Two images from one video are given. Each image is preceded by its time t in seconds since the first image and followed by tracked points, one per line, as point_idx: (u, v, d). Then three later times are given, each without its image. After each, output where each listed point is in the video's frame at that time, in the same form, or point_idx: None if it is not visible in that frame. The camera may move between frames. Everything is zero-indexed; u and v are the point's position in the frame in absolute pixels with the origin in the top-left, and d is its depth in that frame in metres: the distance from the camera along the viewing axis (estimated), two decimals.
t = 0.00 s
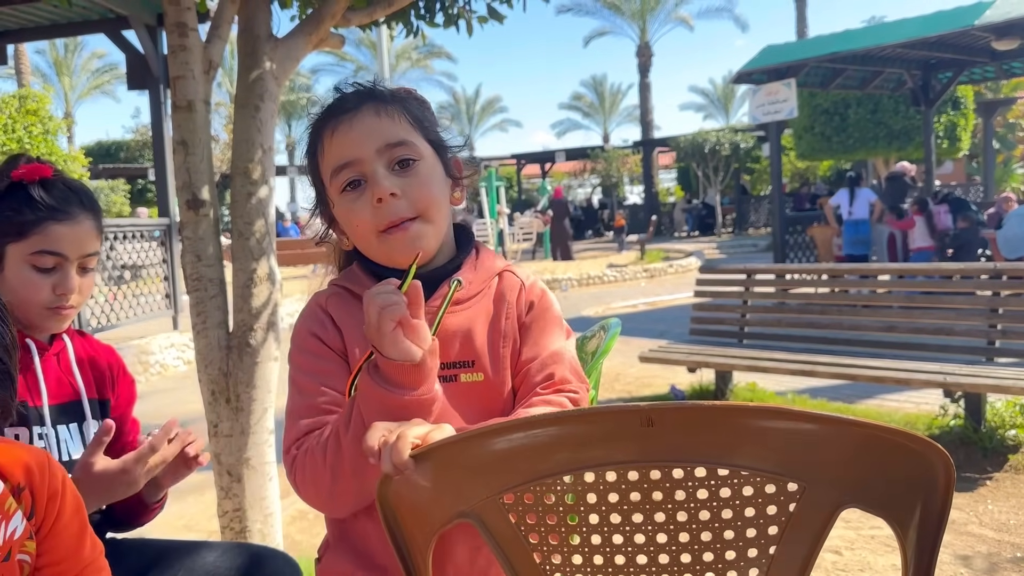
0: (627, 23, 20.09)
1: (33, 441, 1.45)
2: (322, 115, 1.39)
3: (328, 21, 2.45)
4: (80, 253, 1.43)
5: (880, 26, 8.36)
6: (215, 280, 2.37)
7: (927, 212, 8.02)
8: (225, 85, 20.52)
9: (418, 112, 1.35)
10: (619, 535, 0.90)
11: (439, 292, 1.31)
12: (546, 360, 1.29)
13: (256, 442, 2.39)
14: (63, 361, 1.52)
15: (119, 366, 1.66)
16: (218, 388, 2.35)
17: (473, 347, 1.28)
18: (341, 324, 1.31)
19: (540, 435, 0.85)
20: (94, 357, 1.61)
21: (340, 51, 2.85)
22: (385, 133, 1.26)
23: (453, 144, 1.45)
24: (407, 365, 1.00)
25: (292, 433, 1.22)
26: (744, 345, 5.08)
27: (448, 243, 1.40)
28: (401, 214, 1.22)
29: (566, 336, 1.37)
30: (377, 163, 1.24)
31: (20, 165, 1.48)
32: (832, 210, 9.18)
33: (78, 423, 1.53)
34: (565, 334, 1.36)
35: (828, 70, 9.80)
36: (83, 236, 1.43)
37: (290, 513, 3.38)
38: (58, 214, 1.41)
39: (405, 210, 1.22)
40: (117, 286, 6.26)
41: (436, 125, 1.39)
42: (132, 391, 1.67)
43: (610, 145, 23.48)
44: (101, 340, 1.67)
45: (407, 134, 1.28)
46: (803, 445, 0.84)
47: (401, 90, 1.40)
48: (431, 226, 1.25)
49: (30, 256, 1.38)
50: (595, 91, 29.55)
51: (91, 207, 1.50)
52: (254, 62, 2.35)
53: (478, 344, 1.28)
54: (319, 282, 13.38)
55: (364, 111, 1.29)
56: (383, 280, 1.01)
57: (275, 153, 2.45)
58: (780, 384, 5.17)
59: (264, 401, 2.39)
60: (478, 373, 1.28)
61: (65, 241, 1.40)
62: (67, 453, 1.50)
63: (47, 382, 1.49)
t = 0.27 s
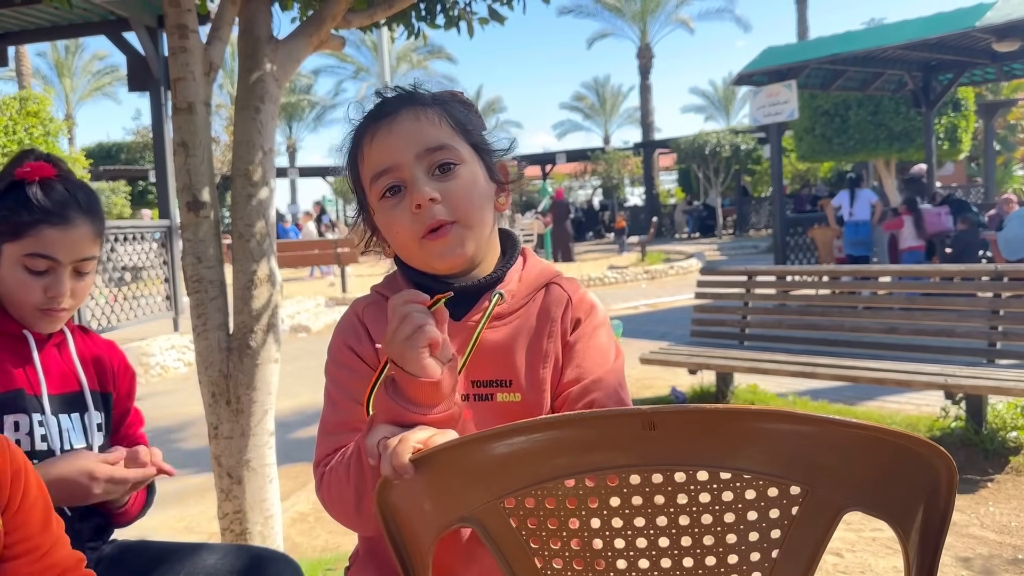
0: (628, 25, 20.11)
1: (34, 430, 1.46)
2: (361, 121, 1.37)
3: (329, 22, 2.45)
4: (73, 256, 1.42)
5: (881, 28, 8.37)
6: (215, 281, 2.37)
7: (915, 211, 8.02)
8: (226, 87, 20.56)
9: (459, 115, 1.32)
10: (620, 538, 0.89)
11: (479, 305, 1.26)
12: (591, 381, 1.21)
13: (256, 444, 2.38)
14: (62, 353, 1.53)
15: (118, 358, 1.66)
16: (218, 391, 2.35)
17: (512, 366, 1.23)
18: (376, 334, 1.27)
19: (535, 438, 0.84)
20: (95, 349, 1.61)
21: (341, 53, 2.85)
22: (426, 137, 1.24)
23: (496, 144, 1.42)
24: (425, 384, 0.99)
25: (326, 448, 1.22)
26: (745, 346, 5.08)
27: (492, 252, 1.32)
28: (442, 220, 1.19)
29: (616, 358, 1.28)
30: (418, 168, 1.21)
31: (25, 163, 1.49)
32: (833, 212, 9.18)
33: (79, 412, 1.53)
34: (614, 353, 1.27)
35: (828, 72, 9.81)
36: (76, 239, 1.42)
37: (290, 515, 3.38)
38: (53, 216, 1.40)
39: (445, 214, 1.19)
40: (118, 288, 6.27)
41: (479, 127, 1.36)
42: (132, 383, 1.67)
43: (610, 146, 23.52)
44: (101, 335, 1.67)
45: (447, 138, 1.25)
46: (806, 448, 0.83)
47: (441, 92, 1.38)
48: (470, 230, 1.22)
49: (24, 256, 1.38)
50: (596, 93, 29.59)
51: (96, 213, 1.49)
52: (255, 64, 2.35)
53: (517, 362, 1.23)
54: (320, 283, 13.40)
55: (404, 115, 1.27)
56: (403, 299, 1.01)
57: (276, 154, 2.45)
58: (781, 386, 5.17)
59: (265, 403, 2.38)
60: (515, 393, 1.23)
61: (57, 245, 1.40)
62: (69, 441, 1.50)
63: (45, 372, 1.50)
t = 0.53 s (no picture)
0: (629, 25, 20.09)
1: (26, 418, 1.45)
2: (402, 107, 1.37)
3: (329, 22, 2.44)
4: (61, 265, 1.42)
5: (882, 28, 8.36)
6: (216, 281, 2.36)
7: (915, 211, 8.00)
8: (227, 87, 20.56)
9: (500, 109, 1.31)
10: (621, 535, 0.89)
11: (499, 305, 1.27)
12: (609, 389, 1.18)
13: (257, 444, 2.38)
14: (65, 346, 1.55)
15: (129, 349, 1.67)
16: (219, 390, 2.35)
17: (528, 368, 1.22)
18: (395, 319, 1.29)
19: (536, 435, 0.84)
20: (104, 340, 1.62)
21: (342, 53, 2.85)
22: (464, 131, 1.23)
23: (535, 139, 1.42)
24: (466, 340, 1.02)
25: (344, 432, 1.20)
26: (746, 346, 5.07)
27: (523, 244, 1.33)
28: (473, 216, 1.20)
29: (637, 367, 1.25)
30: (453, 162, 1.21)
31: (34, 166, 1.52)
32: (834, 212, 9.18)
33: (81, 401, 1.54)
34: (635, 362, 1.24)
35: (829, 72, 9.80)
36: (64, 246, 1.41)
37: (291, 515, 3.38)
38: (44, 223, 1.40)
39: (476, 211, 1.20)
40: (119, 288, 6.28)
41: (518, 122, 1.35)
42: (141, 372, 1.68)
43: (611, 147, 23.53)
44: (113, 326, 1.68)
45: (487, 133, 1.24)
46: (809, 445, 0.83)
47: (483, 84, 1.37)
48: (499, 229, 1.23)
49: (15, 261, 1.39)
50: (596, 93, 29.59)
51: (94, 222, 1.49)
52: (255, 63, 2.35)
53: (533, 363, 1.22)
54: (320, 283, 13.41)
55: (445, 106, 1.27)
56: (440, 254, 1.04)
57: (277, 154, 2.44)
58: (782, 386, 5.16)
59: (266, 402, 2.38)
60: (529, 397, 1.22)
61: (45, 253, 1.40)
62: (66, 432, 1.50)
63: (45, 364, 1.51)
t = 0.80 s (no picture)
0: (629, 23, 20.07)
1: (24, 416, 1.44)
2: (423, 101, 1.37)
3: (330, 20, 2.44)
4: (60, 270, 1.42)
5: (884, 26, 8.34)
6: (218, 279, 2.37)
7: (918, 210, 7.98)
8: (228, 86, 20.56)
9: (522, 106, 1.31)
10: (624, 530, 0.89)
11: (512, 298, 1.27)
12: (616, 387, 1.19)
13: (259, 442, 2.38)
14: (69, 344, 1.55)
15: (136, 344, 1.68)
16: (221, 388, 2.35)
17: (536, 362, 1.21)
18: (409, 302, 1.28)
19: (538, 429, 0.84)
20: (110, 337, 1.64)
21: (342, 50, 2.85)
22: (486, 124, 1.23)
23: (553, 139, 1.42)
24: (493, 299, 1.04)
25: (356, 408, 1.19)
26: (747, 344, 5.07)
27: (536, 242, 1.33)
28: (491, 208, 1.19)
29: (641, 372, 1.25)
30: (472, 155, 1.21)
31: (34, 169, 1.52)
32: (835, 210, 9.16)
33: (84, 398, 1.53)
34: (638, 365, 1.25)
35: (830, 70, 9.78)
36: (63, 249, 1.40)
37: (293, 514, 3.38)
38: (41, 229, 1.39)
39: (494, 204, 1.18)
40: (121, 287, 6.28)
41: (538, 119, 1.36)
42: (150, 365, 1.70)
43: (612, 145, 23.53)
44: (122, 322, 1.70)
45: (507, 128, 1.24)
46: (812, 440, 0.83)
47: (505, 82, 1.38)
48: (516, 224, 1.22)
49: (15, 265, 1.39)
50: (597, 92, 29.57)
51: (94, 226, 1.48)
52: (256, 61, 2.35)
53: (540, 357, 1.21)
54: (321, 282, 13.41)
55: (468, 99, 1.27)
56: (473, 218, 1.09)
57: (277, 152, 2.45)
58: (784, 384, 5.16)
59: (267, 401, 2.39)
60: (535, 391, 1.21)
61: (42, 258, 1.39)
62: (67, 428, 1.49)
63: (47, 364, 1.51)
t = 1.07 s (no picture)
0: (631, 21, 20.03)
1: (21, 409, 1.46)
2: (425, 98, 1.37)
3: (330, 18, 2.44)
4: (57, 261, 1.42)
5: (886, 23, 8.32)
6: (219, 277, 2.37)
7: (921, 207, 7.97)
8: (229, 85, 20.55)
9: (523, 102, 1.31)
10: (623, 526, 0.89)
11: (514, 298, 1.27)
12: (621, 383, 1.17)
13: (261, 439, 2.39)
14: (67, 337, 1.57)
15: (136, 335, 1.69)
16: (222, 386, 2.35)
17: (538, 364, 1.21)
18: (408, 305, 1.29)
19: (536, 424, 0.84)
20: (109, 330, 1.64)
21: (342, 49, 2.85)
22: (485, 120, 1.23)
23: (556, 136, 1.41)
24: (488, 302, 1.04)
25: (359, 415, 1.19)
26: (749, 342, 5.06)
27: (539, 239, 1.33)
28: (490, 204, 1.19)
29: (650, 367, 1.23)
30: (471, 150, 1.21)
31: (29, 163, 1.53)
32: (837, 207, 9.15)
33: (82, 391, 1.54)
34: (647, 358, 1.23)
35: (832, 67, 9.77)
36: (58, 242, 1.41)
37: (294, 511, 3.39)
38: (38, 221, 1.40)
39: (493, 199, 1.19)
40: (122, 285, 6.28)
41: (541, 116, 1.36)
42: (150, 357, 1.70)
43: (613, 143, 23.51)
44: (123, 315, 1.70)
45: (507, 124, 1.24)
46: (812, 435, 0.83)
47: (507, 78, 1.38)
48: (515, 221, 1.21)
49: (13, 257, 1.40)
50: (598, 90, 29.53)
51: (90, 217, 1.48)
52: (257, 59, 2.35)
53: (543, 358, 1.21)
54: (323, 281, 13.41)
55: (468, 96, 1.27)
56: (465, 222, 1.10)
57: (278, 150, 2.45)
58: (785, 382, 5.15)
59: (269, 399, 2.39)
60: (539, 393, 1.21)
61: (38, 249, 1.40)
62: (64, 421, 1.50)
63: (45, 358, 1.53)
